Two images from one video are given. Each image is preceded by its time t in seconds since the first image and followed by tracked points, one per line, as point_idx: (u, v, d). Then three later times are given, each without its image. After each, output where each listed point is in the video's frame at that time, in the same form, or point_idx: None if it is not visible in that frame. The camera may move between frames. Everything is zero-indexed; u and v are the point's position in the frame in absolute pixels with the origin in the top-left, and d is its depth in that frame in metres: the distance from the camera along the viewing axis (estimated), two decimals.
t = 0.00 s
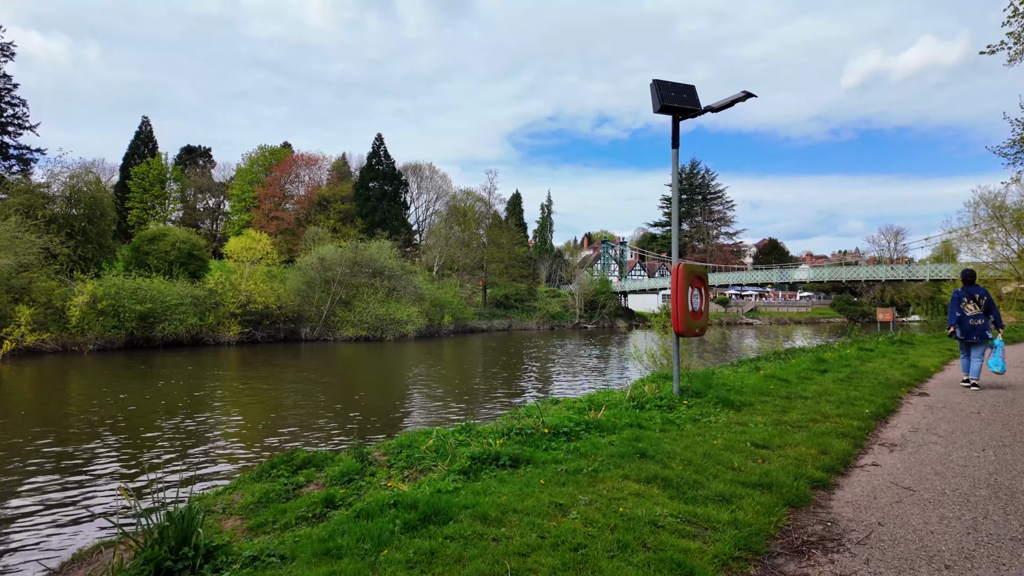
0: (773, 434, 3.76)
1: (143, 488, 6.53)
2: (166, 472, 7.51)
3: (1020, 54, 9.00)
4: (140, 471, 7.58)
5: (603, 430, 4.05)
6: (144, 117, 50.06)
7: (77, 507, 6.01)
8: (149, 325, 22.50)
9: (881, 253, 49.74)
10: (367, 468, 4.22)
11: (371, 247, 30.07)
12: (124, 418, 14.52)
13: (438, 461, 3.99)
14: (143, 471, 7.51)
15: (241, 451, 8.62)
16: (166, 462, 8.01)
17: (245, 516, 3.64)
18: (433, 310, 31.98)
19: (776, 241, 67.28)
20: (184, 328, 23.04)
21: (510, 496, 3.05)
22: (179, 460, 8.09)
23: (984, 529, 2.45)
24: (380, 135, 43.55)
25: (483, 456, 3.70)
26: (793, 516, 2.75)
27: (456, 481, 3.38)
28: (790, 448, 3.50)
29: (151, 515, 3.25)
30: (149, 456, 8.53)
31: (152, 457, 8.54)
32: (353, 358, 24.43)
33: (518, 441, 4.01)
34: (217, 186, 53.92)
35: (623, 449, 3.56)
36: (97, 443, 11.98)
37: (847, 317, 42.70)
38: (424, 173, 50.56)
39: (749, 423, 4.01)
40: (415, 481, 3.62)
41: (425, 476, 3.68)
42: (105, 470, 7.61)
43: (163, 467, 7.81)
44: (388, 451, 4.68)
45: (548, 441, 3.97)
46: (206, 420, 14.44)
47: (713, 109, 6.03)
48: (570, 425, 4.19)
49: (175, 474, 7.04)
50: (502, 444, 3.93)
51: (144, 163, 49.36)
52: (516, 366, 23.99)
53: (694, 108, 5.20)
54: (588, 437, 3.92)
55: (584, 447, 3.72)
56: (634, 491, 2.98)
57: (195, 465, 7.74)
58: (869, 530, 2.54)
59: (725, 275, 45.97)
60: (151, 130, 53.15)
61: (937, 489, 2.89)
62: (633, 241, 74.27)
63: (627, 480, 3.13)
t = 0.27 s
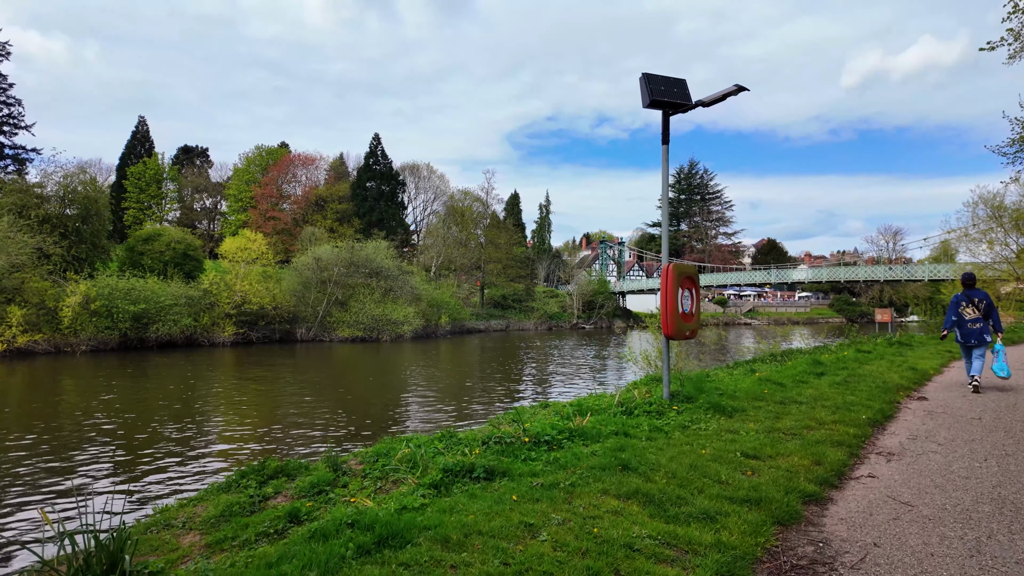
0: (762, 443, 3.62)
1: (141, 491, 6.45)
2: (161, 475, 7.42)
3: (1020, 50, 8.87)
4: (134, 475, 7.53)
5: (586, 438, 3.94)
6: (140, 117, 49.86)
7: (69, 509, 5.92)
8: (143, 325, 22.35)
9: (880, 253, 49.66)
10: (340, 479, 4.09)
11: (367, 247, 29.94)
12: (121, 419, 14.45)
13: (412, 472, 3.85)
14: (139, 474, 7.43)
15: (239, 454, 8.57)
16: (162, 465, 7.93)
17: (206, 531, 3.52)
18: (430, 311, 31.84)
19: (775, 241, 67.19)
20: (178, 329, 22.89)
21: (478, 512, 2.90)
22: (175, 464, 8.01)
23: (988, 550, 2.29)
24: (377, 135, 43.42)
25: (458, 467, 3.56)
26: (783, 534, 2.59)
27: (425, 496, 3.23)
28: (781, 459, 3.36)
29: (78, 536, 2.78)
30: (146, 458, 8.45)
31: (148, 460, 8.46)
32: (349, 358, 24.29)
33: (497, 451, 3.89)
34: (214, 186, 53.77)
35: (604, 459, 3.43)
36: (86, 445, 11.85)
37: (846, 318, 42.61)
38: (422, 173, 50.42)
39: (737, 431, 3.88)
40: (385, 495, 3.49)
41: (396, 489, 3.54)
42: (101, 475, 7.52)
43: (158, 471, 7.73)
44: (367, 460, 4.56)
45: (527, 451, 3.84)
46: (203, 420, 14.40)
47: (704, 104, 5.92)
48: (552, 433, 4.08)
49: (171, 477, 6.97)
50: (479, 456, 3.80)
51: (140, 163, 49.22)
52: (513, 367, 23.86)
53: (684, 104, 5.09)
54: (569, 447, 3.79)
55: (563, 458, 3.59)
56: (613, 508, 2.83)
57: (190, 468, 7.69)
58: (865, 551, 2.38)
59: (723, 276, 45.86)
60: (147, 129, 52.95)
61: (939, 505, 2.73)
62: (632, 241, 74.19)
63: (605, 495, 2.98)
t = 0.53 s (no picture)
0: (746, 450, 3.47)
1: (132, 491, 6.39)
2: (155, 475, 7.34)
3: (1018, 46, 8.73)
4: (126, 473, 7.49)
5: (563, 445, 3.80)
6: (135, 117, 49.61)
7: (62, 508, 5.81)
8: (136, 326, 22.18)
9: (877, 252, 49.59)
10: (304, 488, 3.95)
11: (363, 247, 29.76)
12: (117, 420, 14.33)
13: (379, 480, 3.72)
14: (130, 473, 7.39)
15: (235, 452, 8.52)
16: (155, 464, 7.83)
17: (153, 545, 3.37)
18: (426, 311, 31.68)
19: (772, 241, 67.13)
20: (171, 329, 22.72)
21: (436, 524, 2.73)
22: (168, 464, 7.91)
23: (985, 570, 2.14)
24: (373, 134, 43.22)
25: (422, 475, 3.43)
26: (763, 550, 2.44)
27: (384, 509, 3.07)
28: (767, 467, 3.21)
29: None
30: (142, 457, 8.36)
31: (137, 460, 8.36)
32: (343, 359, 24.12)
33: (468, 458, 3.76)
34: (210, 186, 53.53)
35: (577, 467, 3.28)
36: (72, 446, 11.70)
37: (843, 317, 42.52)
38: (418, 173, 50.24)
39: (719, 436, 3.75)
40: (345, 506, 3.34)
41: (357, 501, 3.38)
42: (92, 474, 7.42)
43: (150, 472, 7.62)
44: (337, 466, 4.42)
45: (498, 459, 3.69)
46: (199, 421, 14.32)
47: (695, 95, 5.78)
48: (526, 439, 3.94)
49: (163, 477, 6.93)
50: (447, 463, 3.66)
51: (136, 163, 48.97)
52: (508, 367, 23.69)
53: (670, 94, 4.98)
54: (544, 453, 3.66)
55: (536, 465, 3.44)
56: (581, 520, 2.68)
57: (183, 467, 7.65)
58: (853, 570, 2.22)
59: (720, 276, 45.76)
60: (143, 129, 52.73)
61: (933, 517, 2.58)
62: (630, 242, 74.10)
63: (574, 508, 2.80)
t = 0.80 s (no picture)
0: (730, 462, 3.32)
1: (125, 491, 6.36)
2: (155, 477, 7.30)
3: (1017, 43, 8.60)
4: (123, 472, 7.49)
5: (540, 455, 3.67)
6: (132, 116, 49.44)
7: (55, 508, 5.77)
8: (129, 326, 22.05)
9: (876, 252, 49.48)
10: (268, 500, 3.82)
11: (359, 247, 29.61)
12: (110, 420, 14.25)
13: (345, 493, 3.58)
14: (127, 472, 7.39)
15: (234, 452, 8.48)
16: (155, 464, 7.79)
17: (100, 563, 3.23)
18: (423, 311, 31.55)
19: (771, 241, 67.03)
20: (165, 330, 22.59)
21: (391, 545, 2.58)
22: (168, 465, 7.87)
23: None
24: (370, 134, 43.08)
25: (387, 489, 3.28)
26: (745, 573, 2.30)
27: (340, 528, 2.93)
28: (753, 480, 3.08)
29: None
30: (141, 457, 8.31)
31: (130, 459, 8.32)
32: (338, 359, 23.98)
33: (440, 469, 3.62)
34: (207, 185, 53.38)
35: (550, 482, 3.13)
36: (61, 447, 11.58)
37: (842, 318, 42.42)
38: (416, 173, 50.11)
39: (704, 446, 3.61)
40: (304, 523, 3.19)
41: (316, 517, 3.23)
42: (91, 475, 7.37)
43: (147, 471, 7.61)
44: (308, 476, 4.28)
45: (471, 471, 3.55)
46: (191, 421, 14.24)
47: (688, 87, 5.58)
48: (501, 449, 3.80)
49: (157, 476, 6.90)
50: (414, 476, 3.52)
51: (132, 163, 48.81)
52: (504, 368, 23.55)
53: (657, 88, 4.89)
54: (518, 465, 3.52)
55: (508, 479, 3.30)
56: (548, 540, 2.53)
57: (180, 466, 7.64)
58: None
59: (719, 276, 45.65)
60: (139, 129, 52.57)
61: (928, 537, 2.45)
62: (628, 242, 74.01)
63: (542, 528, 2.65)
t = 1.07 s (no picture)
0: (715, 468, 3.15)
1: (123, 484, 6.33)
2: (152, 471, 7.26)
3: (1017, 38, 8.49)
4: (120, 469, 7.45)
5: (516, 460, 3.51)
6: (128, 115, 49.23)
7: (51, 502, 5.76)
8: (123, 325, 21.88)
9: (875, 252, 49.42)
10: (228, 507, 3.76)
11: (355, 245, 29.44)
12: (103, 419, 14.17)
13: (307, 498, 3.42)
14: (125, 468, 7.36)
15: (232, 449, 8.44)
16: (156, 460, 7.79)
17: None
18: (420, 310, 31.39)
19: (770, 240, 66.91)
20: (158, 329, 22.41)
21: (336, 562, 2.41)
22: (164, 460, 7.83)
23: None
24: (367, 133, 42.88)
25: (346, 497, 3.10)
26: None
27: (288, 541, 2.76)
28: (743, 487, 2.91)
29: None
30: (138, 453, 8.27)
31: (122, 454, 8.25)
32: (334, 359, 23.83)
33: (409, 474, 3.45)
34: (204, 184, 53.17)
35: (521, 489, 2.97)
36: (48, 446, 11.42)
37: (841, 317, 42.33)
38: (414, 172, 49.93)
39: (690, 450, 3.45)
40: (255, 536, 3.00)
41: (270, 527, 3.07)
42: (88, 468, 7.34)
43: (148, 466, 7.61)
44: (277, 480, 4.12)
45: (440, 478, 3.39)
46: (183, 420, 14.14)
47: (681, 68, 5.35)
48: (475, 453, 3.64)
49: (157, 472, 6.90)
50: (376, 485, 3.34)
51: (128, 161, 48.56)
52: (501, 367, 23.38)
53: (647, 73, 4.81)
54: (492, 471, 3.36)
55: (478, 486, 3.13)
56: (510, 558, 2.36)
57: (179, 463, 7.61)
58: None
59: (717, 275, 45.55)
60: (136, 127, 52.36)
61: (931, 552, 2.28)
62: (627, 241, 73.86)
63: (506, 543, 2.48)
